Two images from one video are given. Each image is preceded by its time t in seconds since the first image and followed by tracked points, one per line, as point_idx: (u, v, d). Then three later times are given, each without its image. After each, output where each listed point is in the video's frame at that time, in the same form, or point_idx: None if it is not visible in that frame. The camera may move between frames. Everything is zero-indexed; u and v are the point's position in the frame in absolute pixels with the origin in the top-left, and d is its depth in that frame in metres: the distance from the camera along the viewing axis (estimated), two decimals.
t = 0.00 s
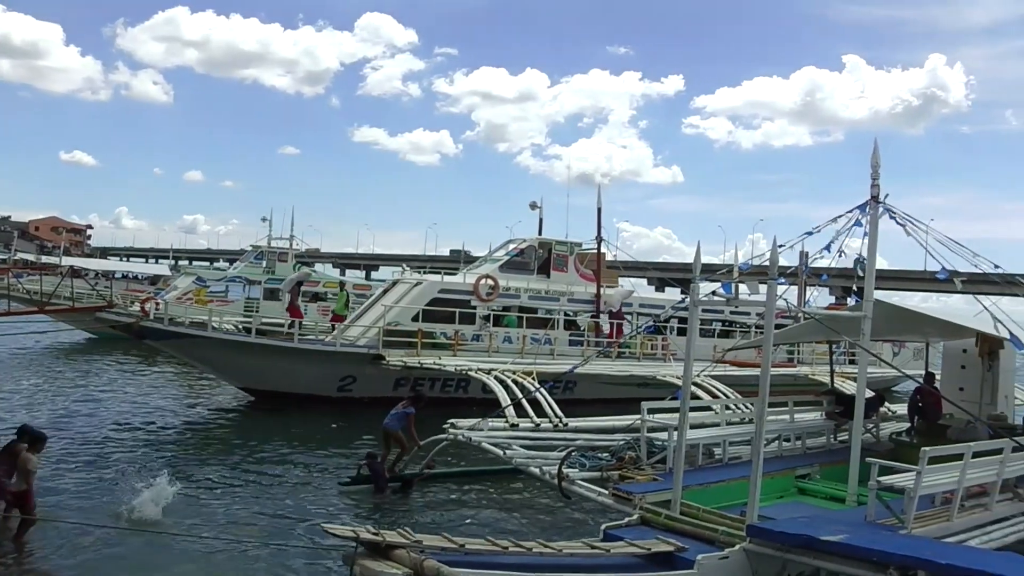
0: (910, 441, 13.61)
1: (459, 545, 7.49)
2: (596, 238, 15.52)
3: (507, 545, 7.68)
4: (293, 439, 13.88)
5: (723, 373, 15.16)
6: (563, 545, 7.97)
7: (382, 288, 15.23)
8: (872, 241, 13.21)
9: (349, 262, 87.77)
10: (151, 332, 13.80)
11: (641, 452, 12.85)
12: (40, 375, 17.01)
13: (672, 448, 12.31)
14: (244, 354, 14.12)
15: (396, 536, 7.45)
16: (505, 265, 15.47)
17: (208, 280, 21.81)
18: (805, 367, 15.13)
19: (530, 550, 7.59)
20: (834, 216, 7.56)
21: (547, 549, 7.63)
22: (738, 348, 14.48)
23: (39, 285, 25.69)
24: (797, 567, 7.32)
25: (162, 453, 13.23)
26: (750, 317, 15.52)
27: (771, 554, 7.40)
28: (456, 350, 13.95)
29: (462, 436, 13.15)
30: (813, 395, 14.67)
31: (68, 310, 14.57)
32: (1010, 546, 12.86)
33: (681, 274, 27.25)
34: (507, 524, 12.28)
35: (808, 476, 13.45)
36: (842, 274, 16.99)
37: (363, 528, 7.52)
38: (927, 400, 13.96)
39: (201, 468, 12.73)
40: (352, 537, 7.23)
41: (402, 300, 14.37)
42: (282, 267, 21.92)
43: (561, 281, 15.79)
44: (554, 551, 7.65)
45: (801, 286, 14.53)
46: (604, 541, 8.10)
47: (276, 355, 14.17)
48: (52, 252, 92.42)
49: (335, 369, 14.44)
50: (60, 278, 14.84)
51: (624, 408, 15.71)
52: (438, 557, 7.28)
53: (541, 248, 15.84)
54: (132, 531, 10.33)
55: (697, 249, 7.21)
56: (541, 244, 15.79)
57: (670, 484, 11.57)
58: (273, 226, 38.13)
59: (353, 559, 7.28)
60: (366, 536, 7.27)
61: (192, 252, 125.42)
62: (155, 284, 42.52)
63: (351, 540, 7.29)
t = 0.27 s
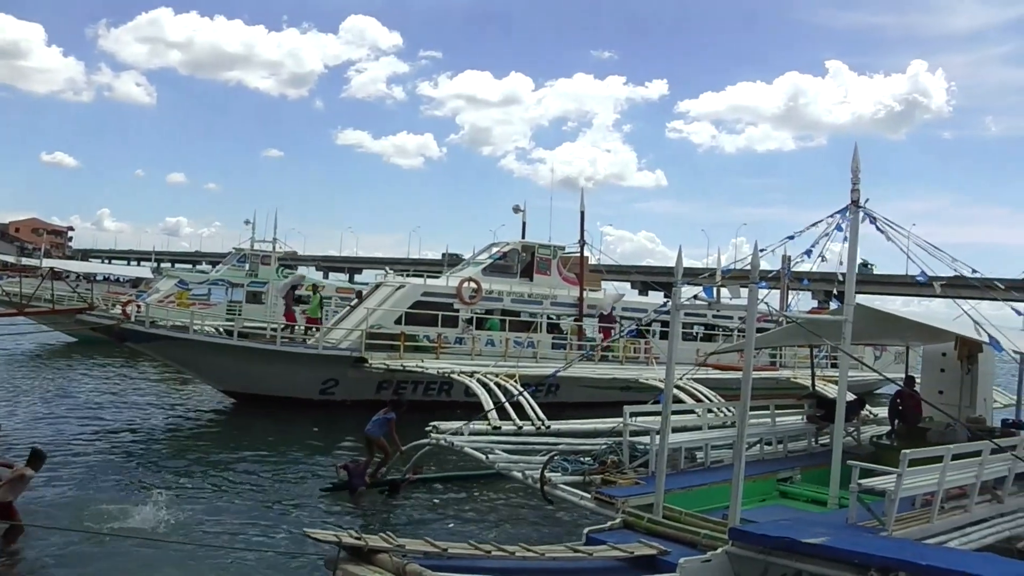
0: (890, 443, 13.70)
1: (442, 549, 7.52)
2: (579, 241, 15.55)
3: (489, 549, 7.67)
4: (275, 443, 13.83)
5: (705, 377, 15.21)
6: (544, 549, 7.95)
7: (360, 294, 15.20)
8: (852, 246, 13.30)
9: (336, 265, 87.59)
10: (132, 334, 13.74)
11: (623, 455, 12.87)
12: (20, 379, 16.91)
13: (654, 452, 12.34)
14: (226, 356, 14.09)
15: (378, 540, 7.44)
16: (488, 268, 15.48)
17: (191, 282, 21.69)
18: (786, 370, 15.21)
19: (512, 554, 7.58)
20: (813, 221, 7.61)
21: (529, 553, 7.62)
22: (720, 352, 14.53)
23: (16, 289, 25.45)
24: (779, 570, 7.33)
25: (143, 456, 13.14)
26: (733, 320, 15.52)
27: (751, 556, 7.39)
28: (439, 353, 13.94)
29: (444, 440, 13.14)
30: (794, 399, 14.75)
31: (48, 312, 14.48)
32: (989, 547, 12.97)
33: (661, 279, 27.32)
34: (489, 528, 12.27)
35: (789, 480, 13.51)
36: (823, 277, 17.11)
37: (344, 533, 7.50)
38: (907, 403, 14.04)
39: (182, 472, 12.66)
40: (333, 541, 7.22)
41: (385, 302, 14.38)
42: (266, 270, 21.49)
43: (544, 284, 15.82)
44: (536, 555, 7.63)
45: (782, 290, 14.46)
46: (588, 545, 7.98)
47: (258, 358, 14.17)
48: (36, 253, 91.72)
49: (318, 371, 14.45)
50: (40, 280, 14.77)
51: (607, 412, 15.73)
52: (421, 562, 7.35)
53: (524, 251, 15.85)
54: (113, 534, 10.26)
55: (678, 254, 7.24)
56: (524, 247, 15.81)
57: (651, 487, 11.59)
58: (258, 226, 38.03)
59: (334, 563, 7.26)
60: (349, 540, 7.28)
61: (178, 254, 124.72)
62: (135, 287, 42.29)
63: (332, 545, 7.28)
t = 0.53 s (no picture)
0: (875, 441, 13.77)
1: (430, 547, 7.43)
2: (566, 240, 15.56)
3: (477, 546, 7.60)
4: (262, 443, 13.78)
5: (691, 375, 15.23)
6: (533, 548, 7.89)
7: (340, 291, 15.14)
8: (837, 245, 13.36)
9: (325, 265, 87.40)
10: (118, 334, 13.67)
11: (610, 454, 12.88)
12: (4, 378, 16.79)
13: (640, 450, 12.36)
14: (211, 356, 14.06)
15: (366, 538, 7.41)
16: (475, 267, 15.47)
17: (177, 282, 21.59)
18: (773, 368, 15.25)
19: (501, 552, 7.51)
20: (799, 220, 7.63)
21: (518, 551, 7.56)
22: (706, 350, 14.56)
23: None
24: (766, 567, 7.34)
25: (128, 456, 13.07)
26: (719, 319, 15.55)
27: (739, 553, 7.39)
28: (426, 353, 13.94)
29: (431, 439, 13.12)
30: (781, 397, 14.78)
31: (32, 311, 14.39)
32: (973, 543, 13.06)
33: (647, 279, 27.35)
34: (476, 526, 12.26)
35: (775, 477, 13.55)
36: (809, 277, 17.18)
37: (333, 532, 7.53)
38: (893, 401, 14.10)
39: (168, 472, 12.59)
40: (320, 538, 7.30)
41: (372, 301, 14.38)
42: (252, 270, 21.32)
43: (531, 283, 15.82)
44: (524, 553, 7.57)
45: (769, 289, 14.17)
46: (575, 542, 8.02)
47: (244, 357, 14.15)
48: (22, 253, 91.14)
49: (304, 370, 14.44)
50: (25, 279, 14.69)
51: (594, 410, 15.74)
52: (408, 559, 7.23)
53: (511, 250, 15.85)
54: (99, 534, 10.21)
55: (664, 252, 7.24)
56: (511, 246, 15.80)
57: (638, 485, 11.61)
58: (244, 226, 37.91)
59: (322, 561, 7.25)
60: (336, 539, 7.31)
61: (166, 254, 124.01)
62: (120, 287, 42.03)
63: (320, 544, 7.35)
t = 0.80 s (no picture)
0: (862, 437, 13.84)
1: (419, 544, 7.23)
2: (552, 238, 15.58)
3: (466, 544, 7.46)
4: (250, 443, 13.77)
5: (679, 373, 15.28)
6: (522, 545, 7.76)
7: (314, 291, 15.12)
8: (823, 242, 13.41)
9: (314, 264, 87.22)
10: (104, 335, 13.64)
11: (598, 451, 12.92)
12: None
13: (628, 447, 12.40)
14: (198, 356, 14.06)
15: (355, 536, 7.23)
16: (462, 266, 15.48)
17: (164, 283, 21.63)
18: (760, 365, 15.31)
19: (490, 548, 7.39)
20: (784, 218, 7.65)
21: (507, 548, 7.45)
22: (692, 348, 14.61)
23: None
24: (755, 562, 7.37)
25: (115, 457, 13.03)
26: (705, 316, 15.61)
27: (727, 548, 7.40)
28: (413, 352, 13.96)
29: (419, 438, 13.13)
30: (768, 394, 14.84)
31: (17, 313, 14.33)
32: (959, 537, 13.15)
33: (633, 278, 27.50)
34: (465, 525, 12.28)
35: (763, 474, 13.58)
36: (795, 275, 17.25)
37: (320, 530, 7.30)
38: (879, 397, 14.16)
39: (156, 473, 12.56)
40: (309, 538, 7.01)
41: (358, 301, 14.38)
42: (239, 270, 21.53)
43: (519, 282, 15.84)
44: (514, 549, 7.48)
45: (755, 286, 14.14)
46: (564, 540, 7.93)
47: (231, 357, 14.16)
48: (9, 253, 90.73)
49: (291, 371, 14.46)
50: (9, 280, 14.62)
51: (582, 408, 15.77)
52: (397, 558, 7.05)
53: (498, 249, 15.86)
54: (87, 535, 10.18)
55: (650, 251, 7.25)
56: (498, 245, 15.82)
57: (627, 482, 11.64)
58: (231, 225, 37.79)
59: (310, 561, 7.07)
60: (324, 537, 7.08)
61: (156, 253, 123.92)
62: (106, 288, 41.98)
63: (308, 543, 7.08)
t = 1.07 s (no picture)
0: (848, 435, 13.89)
1: (406, 545, 7.13)
2: (538, 239, 15.60)
3: (452, 544, 7.41)
4: (236, 445, 13.73)
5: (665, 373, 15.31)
6: (508, 544, 7.71)
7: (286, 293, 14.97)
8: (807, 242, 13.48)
9: (302, 265, 86.98)
10: (88, 337, 13.58)
11: (585, 451, 12.94)
12: None
13: (614, 447, 12.42)
14: (184, 358, 14.03)
15: (341, 536, 7.10)
16: (448, 267, 15.48)
17: (148, 285, 21.61)
18: (746, 365, 15.37)
19: (476, 549, 7.36)
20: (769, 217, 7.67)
21: (493, 548, 7.44)
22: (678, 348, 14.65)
23: None
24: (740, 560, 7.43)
25: (100, 460, 12.96)
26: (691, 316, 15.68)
27: (713, 547, 7.42)
28: (399, 353, 13.97)
29: (406, 439, 13.11)
30: (754, 393, 14.87)
31: None
32: (943, 534, 13.21)
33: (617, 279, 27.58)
34: (452, 525, 12.27)
35: (749, 472, 13.59)
36: (781, 274, 17.33)
37: (306, 531, 7.17)
38: (864, 396, 14.22)
39: (141, 475, 12.50)
40: (296, 538, 6.88)
41: (344, 302, 14.38)
42: (224, 271, 21.58)
43: (505, 283, 15.86)
44: (500, 549, 7.46)
45: (741, 286, 14.18)
46: (550, 539, 7.89)
47: (216, 359, 14.14)
48: None
49: (277, 372, 14.47)
50: None
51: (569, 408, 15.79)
52: (384, 558, 6.95)
53: (484, 250, 15.88)
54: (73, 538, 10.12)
55: (635, 250, 7.25)
56: (484, 246, 15.83)
57: (613, 481, 11.65)
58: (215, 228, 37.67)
59: (296, 562, 6.94)
60: (311, 538, 6.92)
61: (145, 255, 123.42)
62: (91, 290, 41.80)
63: (294, 543, 6.93)
